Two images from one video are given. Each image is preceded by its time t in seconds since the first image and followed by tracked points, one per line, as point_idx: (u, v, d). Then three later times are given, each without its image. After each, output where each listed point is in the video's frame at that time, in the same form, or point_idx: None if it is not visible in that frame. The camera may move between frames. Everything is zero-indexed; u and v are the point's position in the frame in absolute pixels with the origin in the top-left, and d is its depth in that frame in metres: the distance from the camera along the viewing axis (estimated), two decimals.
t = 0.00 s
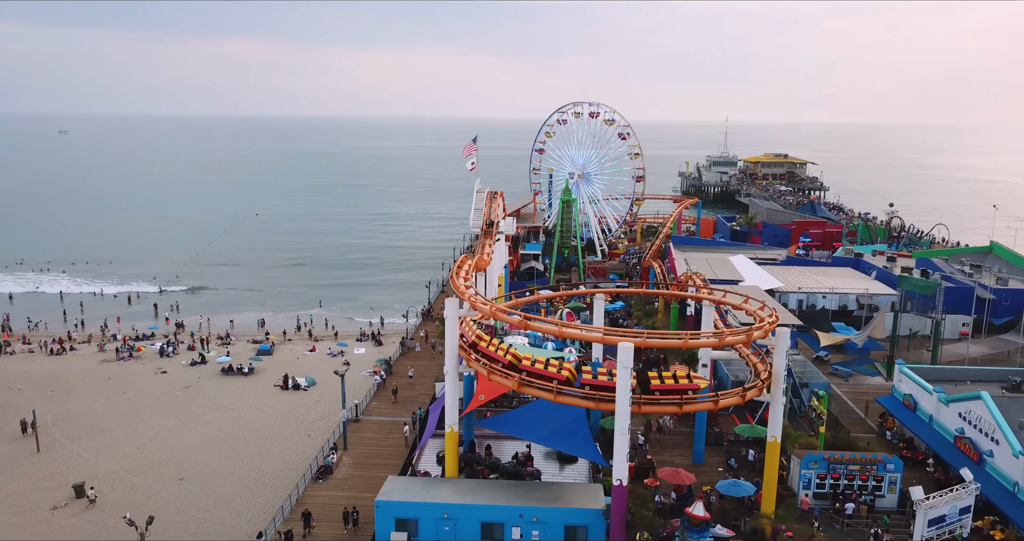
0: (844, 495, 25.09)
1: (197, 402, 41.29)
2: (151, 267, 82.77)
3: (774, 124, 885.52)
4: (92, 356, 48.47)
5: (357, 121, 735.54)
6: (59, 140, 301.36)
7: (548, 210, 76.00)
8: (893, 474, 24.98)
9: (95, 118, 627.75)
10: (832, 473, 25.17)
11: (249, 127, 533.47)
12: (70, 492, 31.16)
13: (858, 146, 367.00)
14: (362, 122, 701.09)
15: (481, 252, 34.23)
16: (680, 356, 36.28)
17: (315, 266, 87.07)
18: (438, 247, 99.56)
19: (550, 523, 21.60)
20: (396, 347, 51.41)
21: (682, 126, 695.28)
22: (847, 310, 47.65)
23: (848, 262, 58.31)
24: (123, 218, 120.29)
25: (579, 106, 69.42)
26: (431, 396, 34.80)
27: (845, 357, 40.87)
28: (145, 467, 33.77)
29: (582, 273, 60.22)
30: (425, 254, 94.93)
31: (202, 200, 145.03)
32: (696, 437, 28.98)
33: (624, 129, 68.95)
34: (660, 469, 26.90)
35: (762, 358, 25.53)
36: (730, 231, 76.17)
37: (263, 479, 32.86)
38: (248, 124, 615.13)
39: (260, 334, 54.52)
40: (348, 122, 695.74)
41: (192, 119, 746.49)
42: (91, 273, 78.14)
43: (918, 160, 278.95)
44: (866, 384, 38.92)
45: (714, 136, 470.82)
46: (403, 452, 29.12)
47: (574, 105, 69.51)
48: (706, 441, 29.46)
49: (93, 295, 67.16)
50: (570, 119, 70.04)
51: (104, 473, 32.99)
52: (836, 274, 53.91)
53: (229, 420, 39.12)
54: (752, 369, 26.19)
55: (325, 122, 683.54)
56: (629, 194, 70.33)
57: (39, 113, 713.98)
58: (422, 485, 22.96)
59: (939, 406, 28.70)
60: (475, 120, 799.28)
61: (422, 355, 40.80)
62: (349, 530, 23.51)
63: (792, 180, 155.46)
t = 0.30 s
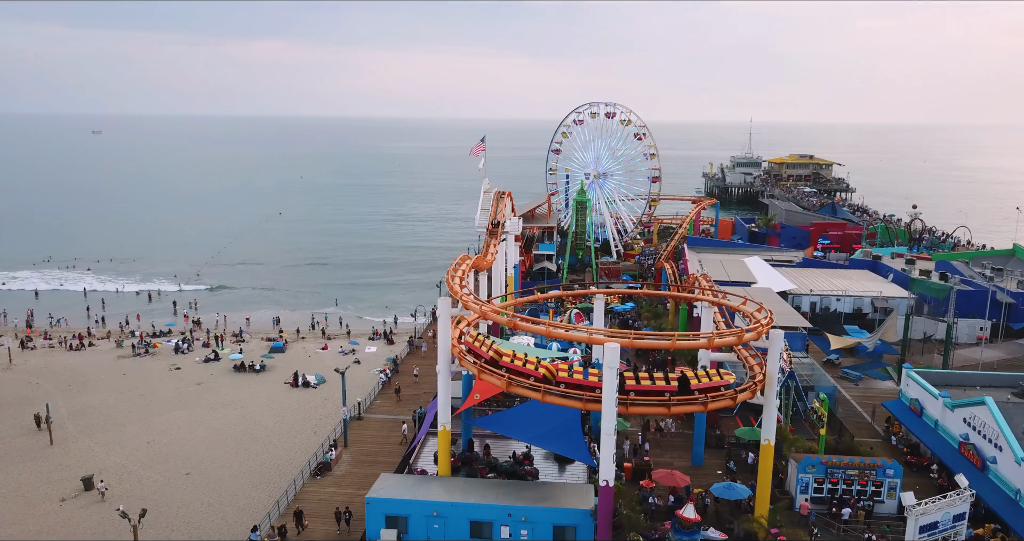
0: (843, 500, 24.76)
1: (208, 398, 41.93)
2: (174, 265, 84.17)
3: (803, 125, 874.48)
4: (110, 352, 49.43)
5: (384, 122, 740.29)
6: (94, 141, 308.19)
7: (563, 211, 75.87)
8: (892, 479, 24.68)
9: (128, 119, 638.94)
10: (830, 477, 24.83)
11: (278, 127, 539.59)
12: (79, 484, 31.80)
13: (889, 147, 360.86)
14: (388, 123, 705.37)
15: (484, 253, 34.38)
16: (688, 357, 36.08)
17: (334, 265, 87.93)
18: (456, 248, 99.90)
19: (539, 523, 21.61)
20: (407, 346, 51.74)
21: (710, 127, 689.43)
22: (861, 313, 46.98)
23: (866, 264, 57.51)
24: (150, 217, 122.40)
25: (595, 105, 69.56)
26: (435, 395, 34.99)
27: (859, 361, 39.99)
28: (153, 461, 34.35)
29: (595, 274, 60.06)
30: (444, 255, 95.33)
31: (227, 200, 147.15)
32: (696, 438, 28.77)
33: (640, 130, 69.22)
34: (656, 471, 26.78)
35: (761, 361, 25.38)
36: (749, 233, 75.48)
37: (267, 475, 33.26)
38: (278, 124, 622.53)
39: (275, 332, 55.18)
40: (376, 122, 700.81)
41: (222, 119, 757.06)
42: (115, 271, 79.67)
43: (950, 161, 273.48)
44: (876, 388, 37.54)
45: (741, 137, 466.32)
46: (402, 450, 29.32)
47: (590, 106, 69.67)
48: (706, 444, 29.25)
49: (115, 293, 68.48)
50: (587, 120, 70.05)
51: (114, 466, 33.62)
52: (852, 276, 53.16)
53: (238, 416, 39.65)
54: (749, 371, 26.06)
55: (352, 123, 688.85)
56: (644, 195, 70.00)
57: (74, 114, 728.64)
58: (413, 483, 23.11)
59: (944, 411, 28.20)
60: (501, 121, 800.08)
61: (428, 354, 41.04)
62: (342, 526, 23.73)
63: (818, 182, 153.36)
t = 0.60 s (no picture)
0: (840, 504, 24.46)
1: (218, 394, 42.51)
2: (194, 264, 85.36)
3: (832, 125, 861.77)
4: (126, 348, 50.31)
5: (410, 123, 743.82)
6: (126, 141, 314.06)
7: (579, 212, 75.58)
8: (890, 484, 24.33)
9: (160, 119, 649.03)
10: (826, 481, 24.54)
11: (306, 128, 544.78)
12: (87, 477, 32.46)
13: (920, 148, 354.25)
14: (415, 123, 709.58)
15: (486, 253, 34.40)
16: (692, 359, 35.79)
17: (352, 265, 88.57)
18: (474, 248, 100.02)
19: (526, 522, 21.64)
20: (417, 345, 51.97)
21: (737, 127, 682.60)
22: (876, 316, 46.29)
23: (884, 266, 56.58)
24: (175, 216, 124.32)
25: (611, 106, 68.88)
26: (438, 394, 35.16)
27: (871, 365, 39.45)
28: (161, 456, 34.93)
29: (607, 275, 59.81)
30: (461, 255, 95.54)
31: (251, 199, 148.89)
32: (694, 440, 28.58)
33: (655, 130, 68.34)
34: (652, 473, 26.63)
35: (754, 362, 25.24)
36: (767, 235, 74.71)
37: (270, 471, 33.61)
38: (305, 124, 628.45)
39: (288, 330, 55.77)
40: (401, 123, 703.91)
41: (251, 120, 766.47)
42: (138, 269, 81.01)
43: (983, 162, 267.64)
44: (885, 392, 37.19)
45: (769, 137, 461.40)
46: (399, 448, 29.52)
47: (607, 106, 69.06)
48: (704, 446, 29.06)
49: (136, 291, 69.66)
50: (603, 120, 69.49)
51: (123, 460, 34.25)
52: (868, 278, 52.40)
53: (246, 412, 40.14)
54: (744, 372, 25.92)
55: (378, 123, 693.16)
56: (659, 195, 69.40)
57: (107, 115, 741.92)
58: (404, 481, 23.26)
59: (948, 416, 27.72)
60: (527, 122, 800.02)
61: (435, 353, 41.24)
62: (334, 522, 23.88)
63: (844, 183, 150.99)
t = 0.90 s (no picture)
0: (835, 509, 24.13)
1: (228, 391, 43.15)
2: (215, 263, 86.52)
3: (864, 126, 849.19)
4: (142, 344, 51.20)
5: (436, 123, 746.51)
6: (155, 141, 319.00)
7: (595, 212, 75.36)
8: (887, 490, 23.91)
9: (190, 120, 658.50)
10: (822, 486, 24.24)
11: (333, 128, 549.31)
12: (95, 471, 33.12)
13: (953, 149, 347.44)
14: (440, 124, 711.69)
15: (488, 254, 34.53)
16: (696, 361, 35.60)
17: (369, 265, 89.18)
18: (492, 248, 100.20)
19: (513, 521, 21.65)
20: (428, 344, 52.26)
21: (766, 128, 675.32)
22: (891, 319, 45.53)
23: (902, 269, 55.74)
24: (199, 215, 126.04)
25: (627, 106, 68.57)
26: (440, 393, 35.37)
27: (881, 368, 38.84)
28: (169, 451, 35.52)
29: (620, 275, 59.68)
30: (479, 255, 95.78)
31: (275, 199, 150.59)
32: (692, 442, 28.39)
33: (671, 130, 67.58)
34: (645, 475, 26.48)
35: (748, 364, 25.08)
36: (785, 236, 74.01)
37: (273, 467, 33.99)
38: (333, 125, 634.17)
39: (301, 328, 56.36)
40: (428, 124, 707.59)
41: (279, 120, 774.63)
42: (160, 268, 82.36)
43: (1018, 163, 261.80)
44: (895, 396, 36.68)
45: (797, 137, 455.82)
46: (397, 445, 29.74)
47: (623, 106, 68.58)
48: (703, 448, 28.86)
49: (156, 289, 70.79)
50: (619, 120, 69.05)
51: (131, 454, 34.90)
52: (884, 281, 51.62)
53: (255, 408, 40.64)
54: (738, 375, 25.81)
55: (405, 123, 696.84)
56: (674, 196, 68.84)
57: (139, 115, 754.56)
58: (395, 478, 23.39)
59: (952, 422, 27.24)
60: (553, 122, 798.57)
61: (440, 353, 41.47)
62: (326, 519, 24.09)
63: (870, 184, 148.67)
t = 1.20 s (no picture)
0: (829, 515, 23.78)
1: (240, 387, 43.81)
2: (238, 261, 87.83)
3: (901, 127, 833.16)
4: (161, 340, 52.17)
5: (467, 123, 749.13)
6: (189, 141, 324.72)
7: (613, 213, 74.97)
8: (884, 496, 23.53)
9: (225, 121, 669.65)
10: (816, 491, 23.91)
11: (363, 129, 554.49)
12: (104, 463, 33.86)
13: (992, 150, 339.20)
14: (472, 125, 712.75)
15: (491, 253, 34.68)
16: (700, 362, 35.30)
17: (389, 265, 89.76)
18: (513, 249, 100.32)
19: (499, 520, 21.69)
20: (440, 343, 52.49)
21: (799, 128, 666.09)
22: (907, 324, 44.69)
23: (923, 272, 54.65)
24: (226, 214, 128.11)
25: (646, 106, 67.93)
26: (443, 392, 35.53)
27: (895, 373, 37.93)
28: (178, 445, 36.16)
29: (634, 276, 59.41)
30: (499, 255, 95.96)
31: (302, 199, 152.33)
32: (689, 444, 28.12)
33: (690, 131, 66.51)
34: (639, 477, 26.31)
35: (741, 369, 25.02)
36: (806, 239, 73.00)
37: (278, 462, 34.46)
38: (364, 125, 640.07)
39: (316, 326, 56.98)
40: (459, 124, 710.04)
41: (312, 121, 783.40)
42: (185, 266, 83.83)
43: None
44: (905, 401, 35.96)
45: (831, 137, 448.46)
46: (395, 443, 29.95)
47: (642, 106, 67.90)
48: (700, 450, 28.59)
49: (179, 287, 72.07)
50: (638, 121, 68.40)
51: (141, 448, 35.61)
52: (902, 284, 50.68)
53: (264, 405, 41.20)
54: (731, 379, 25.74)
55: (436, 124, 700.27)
56: (692, 197, 68.02)
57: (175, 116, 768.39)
58: (385, 475, 23.58)
59: (955, 428, 26.63)
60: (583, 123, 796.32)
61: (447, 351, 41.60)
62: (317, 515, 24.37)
63: (901, 186, 145.79)
